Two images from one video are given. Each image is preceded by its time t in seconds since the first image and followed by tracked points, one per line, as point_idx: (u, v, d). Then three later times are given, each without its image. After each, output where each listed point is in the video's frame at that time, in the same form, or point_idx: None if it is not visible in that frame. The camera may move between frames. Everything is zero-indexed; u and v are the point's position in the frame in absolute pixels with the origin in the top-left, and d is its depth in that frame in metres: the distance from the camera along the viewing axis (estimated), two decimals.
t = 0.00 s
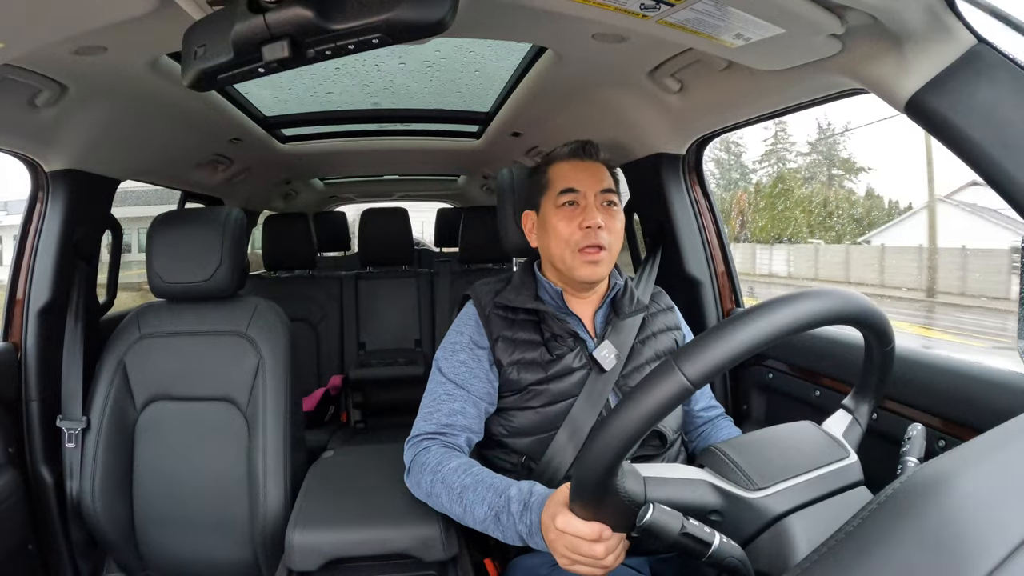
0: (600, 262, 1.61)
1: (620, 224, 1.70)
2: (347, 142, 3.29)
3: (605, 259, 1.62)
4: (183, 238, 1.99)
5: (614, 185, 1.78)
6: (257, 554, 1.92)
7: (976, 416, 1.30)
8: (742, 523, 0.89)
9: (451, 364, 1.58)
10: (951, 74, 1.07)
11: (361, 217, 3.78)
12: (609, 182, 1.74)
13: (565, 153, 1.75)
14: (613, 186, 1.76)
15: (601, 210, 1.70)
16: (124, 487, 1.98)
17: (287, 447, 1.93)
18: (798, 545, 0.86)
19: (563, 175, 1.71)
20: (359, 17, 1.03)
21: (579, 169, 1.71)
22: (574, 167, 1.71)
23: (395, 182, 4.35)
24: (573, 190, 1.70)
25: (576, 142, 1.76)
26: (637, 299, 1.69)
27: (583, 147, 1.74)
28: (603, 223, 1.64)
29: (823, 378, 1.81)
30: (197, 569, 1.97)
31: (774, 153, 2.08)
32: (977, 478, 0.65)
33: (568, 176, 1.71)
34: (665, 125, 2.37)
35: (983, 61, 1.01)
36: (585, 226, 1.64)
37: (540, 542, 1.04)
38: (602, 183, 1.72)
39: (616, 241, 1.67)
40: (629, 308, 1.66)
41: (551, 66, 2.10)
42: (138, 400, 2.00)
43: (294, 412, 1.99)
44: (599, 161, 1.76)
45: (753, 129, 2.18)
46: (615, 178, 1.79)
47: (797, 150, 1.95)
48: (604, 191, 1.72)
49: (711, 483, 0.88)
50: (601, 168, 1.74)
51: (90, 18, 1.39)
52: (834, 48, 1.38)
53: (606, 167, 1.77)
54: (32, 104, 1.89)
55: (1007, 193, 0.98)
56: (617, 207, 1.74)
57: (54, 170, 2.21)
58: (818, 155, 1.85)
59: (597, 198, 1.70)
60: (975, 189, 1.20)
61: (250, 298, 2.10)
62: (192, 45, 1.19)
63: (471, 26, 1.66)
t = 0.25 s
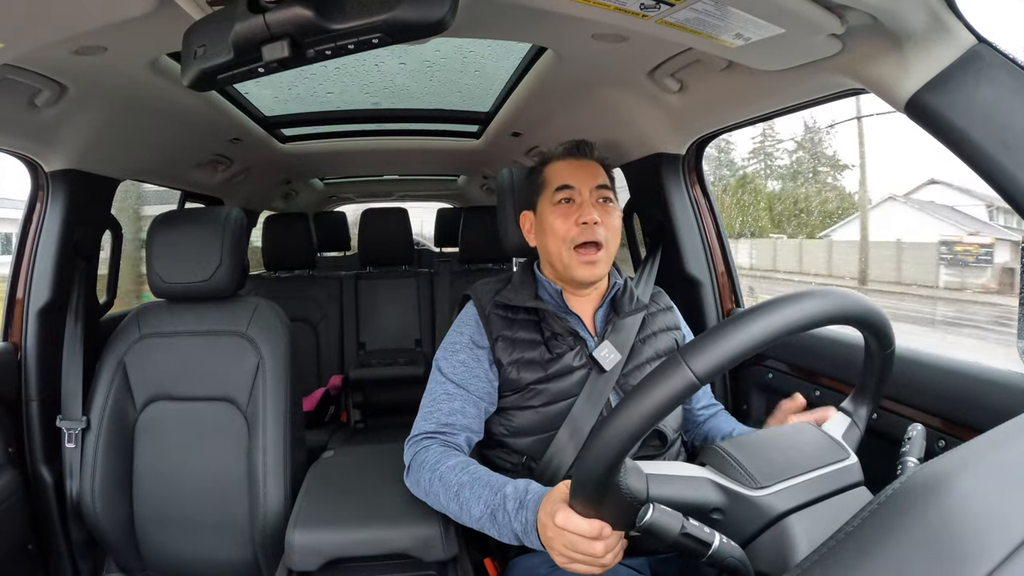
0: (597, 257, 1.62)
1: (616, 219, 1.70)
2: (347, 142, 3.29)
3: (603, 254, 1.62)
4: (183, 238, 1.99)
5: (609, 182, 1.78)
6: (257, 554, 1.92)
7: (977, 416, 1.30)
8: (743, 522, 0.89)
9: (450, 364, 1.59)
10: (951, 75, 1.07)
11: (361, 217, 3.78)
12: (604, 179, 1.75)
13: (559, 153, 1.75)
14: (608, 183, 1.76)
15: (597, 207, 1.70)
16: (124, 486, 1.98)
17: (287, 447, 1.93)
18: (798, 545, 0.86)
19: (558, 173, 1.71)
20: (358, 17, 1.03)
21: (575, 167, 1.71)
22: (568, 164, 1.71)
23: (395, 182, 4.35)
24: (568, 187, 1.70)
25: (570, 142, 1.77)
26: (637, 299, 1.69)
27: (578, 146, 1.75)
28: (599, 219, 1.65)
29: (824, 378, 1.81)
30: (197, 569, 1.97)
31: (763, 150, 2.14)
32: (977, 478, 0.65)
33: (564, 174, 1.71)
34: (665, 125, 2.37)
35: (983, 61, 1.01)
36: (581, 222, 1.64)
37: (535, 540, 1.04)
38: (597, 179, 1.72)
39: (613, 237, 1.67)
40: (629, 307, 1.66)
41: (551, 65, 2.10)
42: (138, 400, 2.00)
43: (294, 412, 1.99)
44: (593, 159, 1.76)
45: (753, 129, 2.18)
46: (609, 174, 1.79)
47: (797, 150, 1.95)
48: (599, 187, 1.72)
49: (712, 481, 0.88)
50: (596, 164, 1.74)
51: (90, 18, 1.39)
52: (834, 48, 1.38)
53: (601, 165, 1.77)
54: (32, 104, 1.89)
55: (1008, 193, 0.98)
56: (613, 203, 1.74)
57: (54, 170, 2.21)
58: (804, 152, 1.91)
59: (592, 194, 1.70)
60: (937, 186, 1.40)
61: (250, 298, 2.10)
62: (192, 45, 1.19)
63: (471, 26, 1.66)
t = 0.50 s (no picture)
0: (595, 254, 1.61)
1: (615, 217, 1.70)
2: (347, 142, 3.29)
3: (601, 251, 1.62)
4: (183, 238, 1.99)
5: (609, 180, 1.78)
6: (257, 554, 1.92)
7: (977, 416, 1.30)
8: (743, 523, 0.89)
9: (450, 364, 1.59)
10: (952, 75, 1.06)
11: (361, 217, 3.78)
12: (604, 177, 1.74)
13: (559, 152, 1.76)
14: (608, 181, 1.76)
15: (596, 204, 1.70)
16: (124, 486, 1.98)
17: (287, 447, 1.93)
18: (798, 545, 0.86)
19: (557, 171, 1.72)
20: (358, 17, 1.03)
21: (574, 165, 1.71)
22: (567, 163, 1.72)
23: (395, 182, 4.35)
24: (567, 185, 1.70)
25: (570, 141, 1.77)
26: (637, 298, 1.69)
27: (577, 145, 1.75)
28: (597, 216, 1.65)
29: (824, 378, 1.81)
30: (197, 569, 1.97)
31: (751, 157, 2.20)
32: (977, 478, 0.65)
33: (562, 172, 1.71)
34: (665, 125, 2.37)
35: (983, 61, 1.01)
36: (579, 219, 1.64)
37: (535, 541, 1.04)
38: (596, 177, 1.72)
39: (612, 234, 1.66)
40: (629, 306, 1.66)
41: (551, 65, 2.10)
42: (137, 400, 2.00)
43: (294, 412, 1.99)
44: (593, 157, 1.76)
45: (753, 129, 2.18)
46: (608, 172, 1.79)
47: (797, 150, 1.95)
48: (598, 185, 1.72)
49: (713, 481, 0.88)
50: (595, 163, 1.74)
51: (90, 18, 1.39)
52: (834, 48, 1.38)
53: (600, 164, 1.77)
54: (32, 104, 1.89)
55: (1007, 193, 0.98)
56: (613, 202, 1.73)
57: (54, 170, 2.21)
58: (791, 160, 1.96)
59: (591, 192, 1.70)
60: (898, 196, 1.58)
61: (250, 298, 2.10)
62: (192, 45, 1.19)
63: (471, 26, 1.66)
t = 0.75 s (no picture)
0: (592, 263, 1.62)
1: (615, 225, 1.70)
2: (347, 142, 3.29)
3: (599, 260, 1.63)
4: (183, 238, 1.99)
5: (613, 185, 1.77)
6: (257, 554, 1.92)
7: (977, 416, 1.30)
8: (743, 523, 0.89)
9: (450, 364, 1.59)
10: (952, 74, 1.06)
11: (361, 217, 3.78)
12: (606, 184, 1.74)
13: (564, 153, 1.74)
14: (610, 187, 1.75)
15: (596, 212, 1.69)
16: (124, 486, 1.98)
17: (287, 447, 1.93)
18: (798, 545, 0.86)
19: (560, 175, 1.71)
20: (358, 17, 1.03)
21: (576, 170, 1.71)
22: (570, 166, 1.71)
23: (395, 182, 4.35)
24: (568, 190, 1.70)
25: (575, 142, 1.76)
26: (636, 299, 1.69)
27: (581, 147, 1.74)
28: (597, 225, 1.64)
29: (824, 378, 1.81)
30: (197, 569, 1.97)
31: (752, 158, 2.20)
32: (977, 479, 0.65)
33: (565, 176, 1.71)
34: (665, 125, 2.37)
35: (983, 61, 1.01)
36: (578, 227, 1.64)
37: (535, 542, 1.04)
38: (597, 184, 1.71)
39: (611, 242, 1.66)
40: (629, 307, 1.66)
41: (551, 65, 2.10)
42: (137, 400, 2.00)
43: (294, 412, 1.99)
44: (598, 162, 1.75)
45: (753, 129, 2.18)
46: (612, 175, 1.78)
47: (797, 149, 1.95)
48: (600, 191, 1.72)
49: (713, 481, 0.89)
50: (598, 168, 1.73)
51: (90, 18, 1.39)
52: (834, 48, 1.38)
53: (605, 168, 1.76)
54: (32, 104, 1.89)
55: (1008, 193, 0.97)
56: (614, 209, 1.73)
57: (54, 170, 2.21)
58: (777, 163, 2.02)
59: (592, 198, 1.70)
60: (864, 200, 1.65)
61: (250, 298, 2.10)
62: (192, 45, 1.19)
63: (471, 26, 1.66)
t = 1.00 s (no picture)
0: (580, 262, 1.61)
1: (607, 224, 1.68)
2: (347, 142, 3.29)
3: (588, 259, 1.62)
4: (182, 238, 1.99)
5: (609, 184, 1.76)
6: (258, 554, 1.92)
7: (977, 416, 1.30)
8: (743, 523, 0.89)
9: (449, 364, 1.58)
10: (952, 75, 1.06)
11: (361, 217, 3.78)
12: (600, 182, 1.72)
13: (556, 154, 1.75)
14: (605, 186, 1.74)
15: (587, 211, 1.68)
16: (124, 487, 1.98)
17: (287, 447, 1.93)
18: (798, 545, 0.86)
19: (551, 175, 1.72)
20: (358, 17, 1.03)
21: (568, 170, 1.70)
22: (562, 166, 1.71)
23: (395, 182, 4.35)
24: (558, 190, 1.70)
25: (567, 143, 1.76)
26: (634, 299, 1.70)
27: (574, 147, 1.73)
28: (585, 224, 1.64)
29: (824, 378, 1.81)
30: (198, 569, 1.97)
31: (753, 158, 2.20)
32: (977, 479, 0.65)
33: (556, 177, 1.71)
34: (665, 125, 2.37)
35: (983, 61, 1.01)
36: (567, 227, 1.64)
37: (534, 541, 1.04)
38: (589, 183, 1.70)
39: (602, 242, 1.65)
40: (626, 307, 1.68)
41: (550, 65, 2.10)
42: (137, 400, 2.00)
43: (294, 412, 1.99)
44: (592, 161, 1.74)
45: (754, 129, 2.18)
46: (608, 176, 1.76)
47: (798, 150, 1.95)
48: (591, 190, 1.70)
49: (714, 481, 0.89)
50: (591, 167, 1.72)
51: (91, 18, 1.39)
52: (834, 48, 1.38)
53: (600, 167, 1.75)
54: (32, 104, 1.89)
55: (1008, 194, 0.97)
56: (606, 208, 1.71)
57: (54, 170, 2.21)
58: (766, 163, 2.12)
59: (583, 198, 1.69)
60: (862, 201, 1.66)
61: (250, 298, 2.10)
62: (192, 45, 1.19)
63: (471, 26, 1.66)
